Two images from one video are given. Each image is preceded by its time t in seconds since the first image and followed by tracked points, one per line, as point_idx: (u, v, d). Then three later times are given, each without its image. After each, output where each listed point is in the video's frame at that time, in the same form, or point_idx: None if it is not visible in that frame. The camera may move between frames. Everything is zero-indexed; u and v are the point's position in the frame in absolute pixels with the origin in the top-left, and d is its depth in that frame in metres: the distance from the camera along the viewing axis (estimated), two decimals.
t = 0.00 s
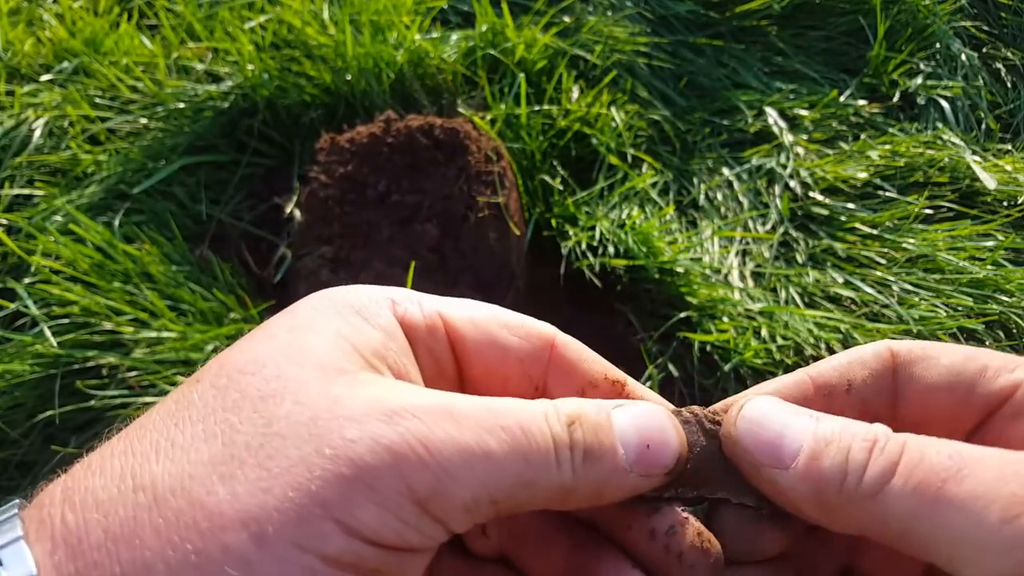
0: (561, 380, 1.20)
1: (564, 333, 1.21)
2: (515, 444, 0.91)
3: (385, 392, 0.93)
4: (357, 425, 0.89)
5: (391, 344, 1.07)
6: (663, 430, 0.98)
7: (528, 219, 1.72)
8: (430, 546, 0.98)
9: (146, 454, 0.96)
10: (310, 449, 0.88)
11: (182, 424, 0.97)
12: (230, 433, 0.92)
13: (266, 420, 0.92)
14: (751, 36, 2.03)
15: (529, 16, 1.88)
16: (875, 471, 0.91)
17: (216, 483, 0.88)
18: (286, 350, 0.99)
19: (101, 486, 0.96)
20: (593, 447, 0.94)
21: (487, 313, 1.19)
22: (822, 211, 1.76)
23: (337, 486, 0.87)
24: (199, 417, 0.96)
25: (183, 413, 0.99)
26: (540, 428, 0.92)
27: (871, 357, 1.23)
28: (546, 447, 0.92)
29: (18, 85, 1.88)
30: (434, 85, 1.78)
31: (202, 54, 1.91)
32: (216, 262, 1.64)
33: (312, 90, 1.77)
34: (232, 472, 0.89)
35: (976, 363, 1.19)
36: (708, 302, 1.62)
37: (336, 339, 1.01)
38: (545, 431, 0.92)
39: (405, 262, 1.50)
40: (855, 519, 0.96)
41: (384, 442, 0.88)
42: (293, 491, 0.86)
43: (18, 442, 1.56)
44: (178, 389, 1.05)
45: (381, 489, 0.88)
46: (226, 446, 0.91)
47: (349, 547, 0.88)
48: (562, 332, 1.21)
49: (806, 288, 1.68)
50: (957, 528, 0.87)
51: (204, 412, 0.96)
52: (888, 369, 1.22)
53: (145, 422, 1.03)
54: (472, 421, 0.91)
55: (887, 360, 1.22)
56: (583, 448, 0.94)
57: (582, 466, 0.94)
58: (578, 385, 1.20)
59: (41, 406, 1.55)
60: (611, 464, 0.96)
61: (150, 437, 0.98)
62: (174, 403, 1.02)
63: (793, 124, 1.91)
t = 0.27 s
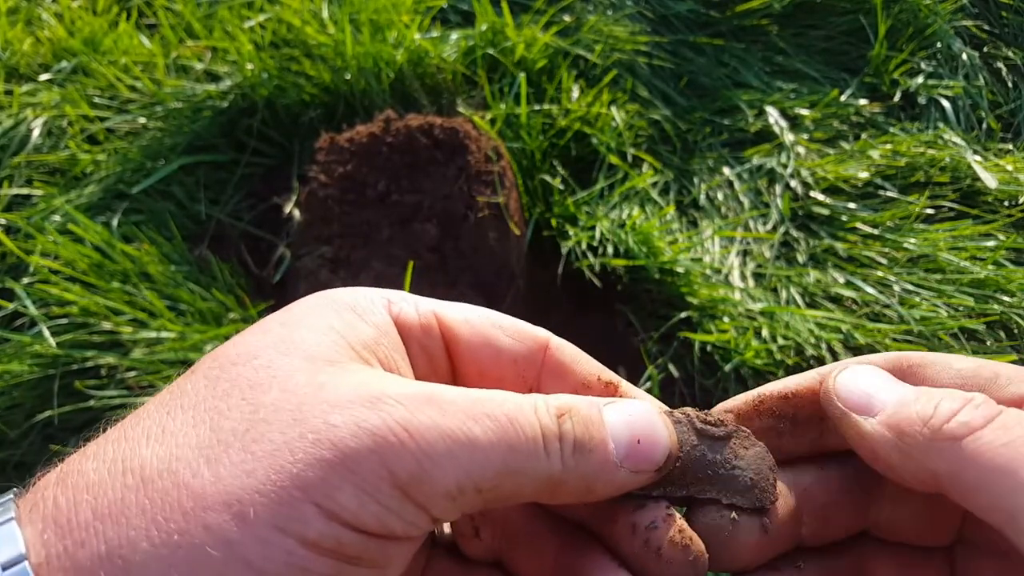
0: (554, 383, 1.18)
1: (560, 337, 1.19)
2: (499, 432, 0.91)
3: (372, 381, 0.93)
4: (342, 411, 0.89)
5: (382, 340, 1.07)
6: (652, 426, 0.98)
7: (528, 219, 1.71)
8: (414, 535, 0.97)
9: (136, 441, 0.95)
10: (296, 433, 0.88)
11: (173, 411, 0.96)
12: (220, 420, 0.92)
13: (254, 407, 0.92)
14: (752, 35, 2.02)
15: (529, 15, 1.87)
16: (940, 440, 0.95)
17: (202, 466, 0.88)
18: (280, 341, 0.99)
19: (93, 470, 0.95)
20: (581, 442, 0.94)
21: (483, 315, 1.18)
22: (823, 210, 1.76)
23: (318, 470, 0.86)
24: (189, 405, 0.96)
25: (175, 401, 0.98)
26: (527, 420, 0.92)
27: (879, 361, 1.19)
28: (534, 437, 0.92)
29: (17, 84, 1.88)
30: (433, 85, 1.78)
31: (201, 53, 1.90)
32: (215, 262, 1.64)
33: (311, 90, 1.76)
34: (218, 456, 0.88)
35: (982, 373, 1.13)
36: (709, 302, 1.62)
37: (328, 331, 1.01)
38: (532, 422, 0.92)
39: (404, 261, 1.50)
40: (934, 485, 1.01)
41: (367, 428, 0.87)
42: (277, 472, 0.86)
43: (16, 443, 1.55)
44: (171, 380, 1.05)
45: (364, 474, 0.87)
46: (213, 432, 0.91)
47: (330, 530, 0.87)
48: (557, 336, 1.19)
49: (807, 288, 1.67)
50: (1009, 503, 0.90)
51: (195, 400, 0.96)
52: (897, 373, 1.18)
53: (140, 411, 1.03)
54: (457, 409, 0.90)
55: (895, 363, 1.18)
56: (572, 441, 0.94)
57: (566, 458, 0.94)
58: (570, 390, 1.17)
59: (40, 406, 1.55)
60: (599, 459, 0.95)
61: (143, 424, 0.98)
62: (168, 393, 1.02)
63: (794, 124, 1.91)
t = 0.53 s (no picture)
0: (581, 402, 1.21)
1: (592, 357, 1.22)
2: (547, 492, 0.89)
3: (420, 427, 0.91)
4: (391, 468, 0.87)
5: (418, 355, 1.08)
6: (679, 477, 0.96)
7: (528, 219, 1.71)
8: None
9: (164, 469, 0.91)
10: (344, 492, 0.86)
11: (204, 439, 0.93)
12: (259, 463, 0.89)
13: (296, 450, 0.89)
14: (752, 35, 2.02)
15: (529, 15, 1.87)
16: (853, 488, 0.89)
17: (242, 518, 0.85)
18: (319, 370, 0.97)
19: (114, 499, 0.91)
20: (619, 499, 0.93)
21: (512, 324, 1.19)
22: (823, 210, 1.76)
23: (368, 533, 0.85)
24: (221, 436, 0.92)
25: (204, 425, 0.94)
26: (572, 478, 0.90)
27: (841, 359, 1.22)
28: (577, 496, 0.91)
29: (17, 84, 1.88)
30: (433, 85, 1.78)
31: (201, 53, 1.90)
32: (215, 262, 1.64)
33: (311, 90, 1.76)
34: (260, 508, 0.86)
35: (933, 366, 1.19)
36: (709, 302, 1.62)
37: (368, 353, 1.01)
38: (577, 481, 0.91)
39: (405, 261, 1.50)
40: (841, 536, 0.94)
41: (417, 488, 0.87)
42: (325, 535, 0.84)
43: (15, 443, 1.55)
44: (192, 390, 1.00)
45: (412, 538, 0.87)
46: (253, 475, 0.88)
47: None
48: (588, 355, 1.21)
49: (807, 288, 1.67)
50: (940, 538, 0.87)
51: (229, 430, 0.93)
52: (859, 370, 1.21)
53: (159, 424, 0.98)
54: (506, 468, 0.89)
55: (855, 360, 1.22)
56: (608, 498, 0.92)
57: (607, 514, 0.93)
58: (597, 411, 1.21)
59: (40, 406, 1.55)
60: (631, 515, 0.95)
61: (168, 449, 0.93)
62: (191, 411, 0.97)
63: (794, 124, 1.91)
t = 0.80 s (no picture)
0: (599, 410, 1.24)
1: (612, 366, 1.23)
2: (571, 509, 0.91)
3: (449, 437, 0.91)
4: (422, 478, 0.87)
5: (443, 356, 1.09)
6: (699, 504, 1.01)
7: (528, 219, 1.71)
8: None
9: (185, 468, 0.88)
10: (373, 502, 0.85)
11: (227, 439, 0.90)
12: (285, 468, 0.86)
13: (324, 456, 0.88)
14: (752, 35, 2.02)
15: (529, 14, 1.87)
16: (833, 419, 1.07)
17: (266, 523, 0.83)
18: (346, 370, 0.96)
19: (131, 495, 0.87)
20: (637, 518, 0.96)
21: (534, 328, 1.20)
22: (823, 210, 1.76)
23: (395, 547, 0.84)
24: (247, 437, 0.90)
25: (229, 423, 0.91)
26: (596, 495, 0.92)
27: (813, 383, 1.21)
28: (599, 513, 0.92)
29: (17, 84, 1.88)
30: (433, 85, 1.78)
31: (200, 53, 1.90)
32: (214, 262, 1.64)
33: (311, 89, 1.76)
34: (284, 514, 0.83)
35: (886, 390, 1.20)
36: (709, 302, 1.62)
37: (397, 361, 1.01)
38: (600, 500, 0.93)
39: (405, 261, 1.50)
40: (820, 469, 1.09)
41: (444, 501, 0.86)
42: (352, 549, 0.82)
43: (15, 443, 1.55)
44: (214, 382, 0.97)
45: (435, 551, 0.86)
46: (278, 479, 0.86)
47: None
48: (609, 365, 1.23)
49: (807, 288, 1.67)
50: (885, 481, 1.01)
51: (255, 429, 0.90)
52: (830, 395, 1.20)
53: (179, 417, 0.94)
54: (533, 482, 0.90)
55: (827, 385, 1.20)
56: (629, 520, 0.95)
57: (627, 533, 0.96)
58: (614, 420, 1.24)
59: (40, 406, 1.55)
60: (649, 536, 0.99)
61: (189, 447, 0.90)
62: (215, 407, 0.94)
63: (794, 124, 1.91)
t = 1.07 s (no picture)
0: (593, 387, 1.23)
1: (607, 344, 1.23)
2: (556, 468, 0.91)
3: (434, 396, 0.92)
4: (403, 431, 0.88)
5: (434, 327, 1.10)
6: (691, 465, 0.99)
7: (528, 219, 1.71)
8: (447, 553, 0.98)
9: (176, 422, 0.92)
10: (354, 451, 0.88)
11: (218, 394, 0.94)
12: (270, 421, 0.90)
13: (309, 409, 0.90)
14: (752, 35, 2.02)
15: (529, 14, 1.87)
16: (862, 459, 0.90)
17: (251, 471, 0.87)
18: (335, 332, 0.98)
19: (125, 449, 0.92)
20: (626, 480, 0.95)
21: (529, 304, 1.20)
22: (823, 210, 1.76)
23: (377, 495, 0.87)
24: (235, 392, 0.93)
25: (219, 381, 0.95)
26: (581, 454, 0.92)
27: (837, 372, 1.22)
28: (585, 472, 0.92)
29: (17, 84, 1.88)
30: (434, 85, 1.78)
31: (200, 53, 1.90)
32: (215, 262, 1.64)
33: (311, 89, 1.76)
34: (269, 462, 0.87)
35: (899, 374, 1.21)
36: (709, 302, 1.62)
37: (386, 323, 1.02)
38: (585, 457, 0.92)
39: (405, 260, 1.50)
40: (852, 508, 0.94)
41: (426, 454, 0.88)
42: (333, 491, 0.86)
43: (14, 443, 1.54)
44: (209, 347, 1.00)
45: (418, 503, 0.88)
46: (265, 430, 0.89)
47: (377, 555, 0.90)
48: (604, 343, 1.23)
49: (807, 288, 1.67)
50: (937, 528, 0.87)
51: (243, 386, 0.93)
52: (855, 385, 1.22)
53: (173, 376, 0.99)
54: (517, 440, 0.90)
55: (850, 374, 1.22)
56: (617, 479, 0.94)
57: (615, 495, 0.95)
58: (608, 396, 1.23)
59: (40, 406, 1.54)
60: (640, 499, 0.97)
61: (181, 403, 0.94)
62: (207, 367, 0.98)
63: (794, 124, 1.91)
